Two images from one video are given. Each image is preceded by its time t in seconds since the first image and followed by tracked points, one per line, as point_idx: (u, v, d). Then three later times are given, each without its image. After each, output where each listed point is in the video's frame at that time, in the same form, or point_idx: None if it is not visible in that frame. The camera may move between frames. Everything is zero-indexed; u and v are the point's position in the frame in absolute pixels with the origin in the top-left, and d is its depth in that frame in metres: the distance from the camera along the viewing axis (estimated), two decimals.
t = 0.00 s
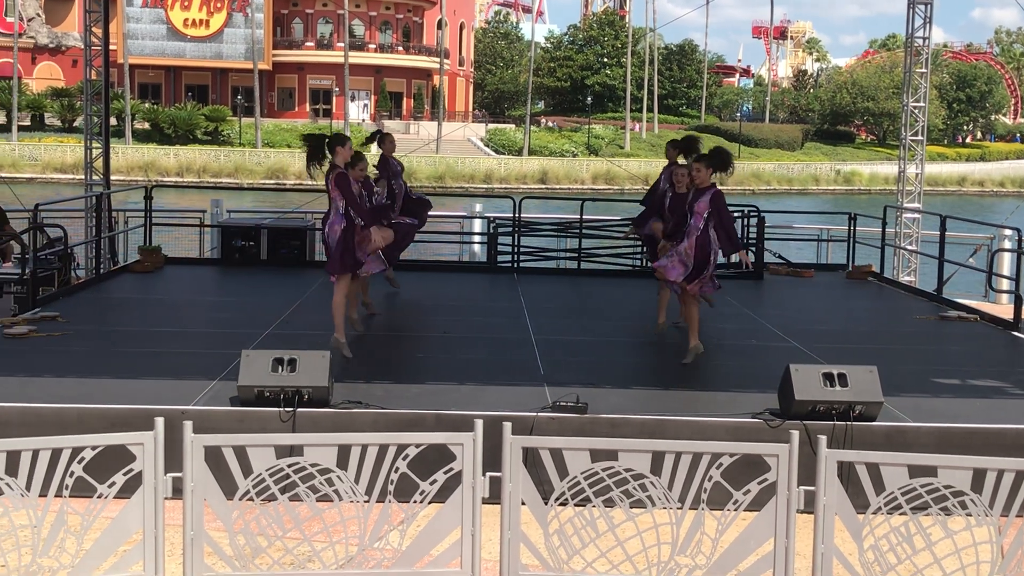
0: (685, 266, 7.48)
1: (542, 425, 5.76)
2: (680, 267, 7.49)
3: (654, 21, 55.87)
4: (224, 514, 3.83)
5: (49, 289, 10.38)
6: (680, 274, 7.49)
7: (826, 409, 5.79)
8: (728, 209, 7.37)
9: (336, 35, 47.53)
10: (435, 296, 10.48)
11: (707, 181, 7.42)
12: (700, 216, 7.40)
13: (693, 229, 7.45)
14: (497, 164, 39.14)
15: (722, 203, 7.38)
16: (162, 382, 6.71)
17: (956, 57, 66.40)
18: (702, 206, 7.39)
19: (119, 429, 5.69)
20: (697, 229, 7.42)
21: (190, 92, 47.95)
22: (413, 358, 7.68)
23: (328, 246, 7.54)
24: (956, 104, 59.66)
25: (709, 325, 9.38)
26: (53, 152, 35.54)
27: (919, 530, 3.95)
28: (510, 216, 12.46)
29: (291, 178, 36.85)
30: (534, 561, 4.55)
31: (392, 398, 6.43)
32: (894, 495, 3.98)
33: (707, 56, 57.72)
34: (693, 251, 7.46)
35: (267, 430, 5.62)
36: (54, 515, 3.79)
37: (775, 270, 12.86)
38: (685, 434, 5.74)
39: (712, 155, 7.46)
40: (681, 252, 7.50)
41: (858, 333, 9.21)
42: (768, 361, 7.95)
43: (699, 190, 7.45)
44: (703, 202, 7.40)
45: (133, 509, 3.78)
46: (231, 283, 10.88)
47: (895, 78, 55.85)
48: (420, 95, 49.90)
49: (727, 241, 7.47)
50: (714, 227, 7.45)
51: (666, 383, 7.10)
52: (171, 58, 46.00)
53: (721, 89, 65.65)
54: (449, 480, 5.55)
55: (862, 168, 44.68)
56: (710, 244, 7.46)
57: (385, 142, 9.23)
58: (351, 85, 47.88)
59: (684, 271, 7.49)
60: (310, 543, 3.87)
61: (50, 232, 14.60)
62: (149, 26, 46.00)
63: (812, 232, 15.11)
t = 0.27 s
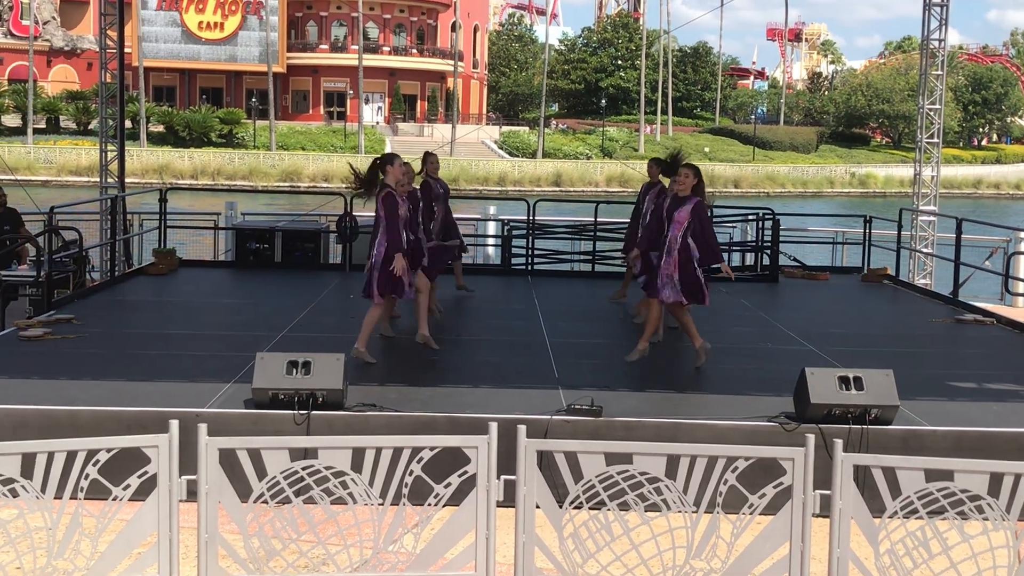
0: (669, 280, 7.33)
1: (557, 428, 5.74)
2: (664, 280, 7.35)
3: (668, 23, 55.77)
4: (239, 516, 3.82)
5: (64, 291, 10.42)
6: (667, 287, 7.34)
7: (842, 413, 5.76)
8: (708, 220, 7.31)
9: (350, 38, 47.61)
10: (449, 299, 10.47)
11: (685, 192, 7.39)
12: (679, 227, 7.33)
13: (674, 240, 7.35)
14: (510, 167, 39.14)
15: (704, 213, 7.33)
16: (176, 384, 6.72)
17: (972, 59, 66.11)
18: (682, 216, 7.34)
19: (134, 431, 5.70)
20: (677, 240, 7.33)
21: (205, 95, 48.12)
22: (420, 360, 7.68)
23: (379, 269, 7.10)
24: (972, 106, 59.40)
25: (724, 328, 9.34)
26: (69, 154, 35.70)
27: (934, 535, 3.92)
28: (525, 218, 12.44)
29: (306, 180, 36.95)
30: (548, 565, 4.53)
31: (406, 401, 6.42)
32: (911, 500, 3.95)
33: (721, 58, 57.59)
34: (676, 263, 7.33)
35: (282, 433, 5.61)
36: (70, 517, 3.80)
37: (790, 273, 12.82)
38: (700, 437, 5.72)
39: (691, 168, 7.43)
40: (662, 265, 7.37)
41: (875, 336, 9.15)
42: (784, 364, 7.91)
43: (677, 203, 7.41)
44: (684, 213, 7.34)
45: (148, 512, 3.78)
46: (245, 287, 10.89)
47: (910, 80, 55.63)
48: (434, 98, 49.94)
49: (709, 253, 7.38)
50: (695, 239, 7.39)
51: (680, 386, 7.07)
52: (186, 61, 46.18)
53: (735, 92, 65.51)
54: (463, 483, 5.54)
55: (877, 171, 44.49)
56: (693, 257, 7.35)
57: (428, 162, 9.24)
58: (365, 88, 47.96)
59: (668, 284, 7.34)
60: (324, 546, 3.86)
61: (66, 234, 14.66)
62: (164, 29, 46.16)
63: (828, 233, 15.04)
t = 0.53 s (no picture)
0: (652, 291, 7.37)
1: (565, 432, 5.73)
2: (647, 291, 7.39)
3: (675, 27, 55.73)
4: (247, 520, 3.82)
5: (72, 296, 10.43)
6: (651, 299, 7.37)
7: (851, 417, 5.72)
8: (689, 229, 7.36)
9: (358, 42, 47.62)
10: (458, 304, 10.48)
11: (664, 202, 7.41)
12: (660, 237, 7.37)
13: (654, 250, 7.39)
14: (518, 171, 39.15)
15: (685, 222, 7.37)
16: (184, 389, 6.73)
17: (980, 63, 65.94)
18: (662, 225, 7.37)
19: (142, 435, 5.71)
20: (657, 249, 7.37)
21: (213, 100, 48.23)
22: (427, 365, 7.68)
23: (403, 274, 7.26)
24: (980, 110, 59.27)
25: (732, 332, 9.33)
26: (77, 159, 35.79)
27: (944, 539, 3.90)
28: (532, 222, 12.43)
29: (313, 184, 36.99)
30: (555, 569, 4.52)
31: (414, 406, 6.42)
32: (920, 504, 3.93)
33: (729, 62, 57.54)
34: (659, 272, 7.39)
35: (289, 437, 5.61)
36: (77, 522, 3.79)
37: (799, 276, 12.80)
38: (709, 442, 5.71)
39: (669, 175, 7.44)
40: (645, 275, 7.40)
41: (883, 340, 9.13)
42: (791, 368, 7.90)
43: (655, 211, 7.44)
44: (665, 222, 7.37)
45: (156, 517, 3.78)
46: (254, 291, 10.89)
47: (918, 84, 55.51)
48: (441, 102, 49.99)
49: (691, 262, 7.43)
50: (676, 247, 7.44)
51: (689, 390, 7.06)
52: (194, 66, 46.27)
53: (743, 95, 65.42)
54: (471, 487, 5.53)
55: (886, 174, 44.39)
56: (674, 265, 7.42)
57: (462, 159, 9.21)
58: (373, 92, 48.01)
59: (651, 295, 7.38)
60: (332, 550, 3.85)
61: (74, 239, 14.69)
62: (172, 34, 46.27)
63: (836, 237, 15.01)
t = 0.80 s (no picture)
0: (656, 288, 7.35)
1: (569, 436, 5.73)
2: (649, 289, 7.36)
3: (678, 30, 55.72)
4: (251, 524, 3.83)
5: (76, 300, 10.46)
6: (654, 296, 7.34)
7: (854, 420, 5.72)
8: (688, 223, 7.37)
9: (361, 46, 47.86)
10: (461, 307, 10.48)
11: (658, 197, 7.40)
12: (660, 233, 7.36)
13: (653, 246, 7.38)
14: (521, 174, 39.18)
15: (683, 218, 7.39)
16: (188, 393, 6.74)
17: (983, 65, 65.92)
18: (660, 220, 7.36)
19: (145, 439, 5.72)
20: (657, 246, 7.36)
21: (216, 103, 48.28)
22: (430, 368, 7.69)
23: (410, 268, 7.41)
24: (982, 112, 59.25)
25: (736, 334, 9.34)
26: (80, 163, 35.82)
27: (948, 543, 3.90)
28: (535, 225, 12.42)
29: (317, 188, 37.00)
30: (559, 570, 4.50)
31: (417, 408, 6.43)
32: (924, 507, 3.91)
33: (731, 65, 57.55)
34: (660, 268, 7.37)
35: (293, 441, 5.62)
36: (81, 525, 3.79)
37: (802, 279, 12.79)
38: (712, 445, 5.71)
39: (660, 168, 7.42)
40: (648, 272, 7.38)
41: (886, 343, 9.12)
42: (794, 371, 7.89)
43: (651, 207, 7.42)
44: (664, 218, 7.37)
45: (160, 521, 3.78)
46: (257, 295, 10.91)
47: (921, 86, 55.50)
48: (444, 105, 50.04)
49: (690, 256, 7.44)
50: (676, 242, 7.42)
51: (692, 393, 7.08)
52: (197, 70, 46.36)
53: (746, 98, 65.44)
54: (475, 491, 5.52)
55: (889, 177, 44.39)
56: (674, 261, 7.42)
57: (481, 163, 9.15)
58: (376, 96, 48.07)
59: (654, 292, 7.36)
60: (335, 554, 3.86)
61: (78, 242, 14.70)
62: (175, 37, 46.31)
63: (839, 239, 14.99)
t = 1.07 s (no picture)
0: (666, 288, 7.34)
1: (570, 436, 5.73)
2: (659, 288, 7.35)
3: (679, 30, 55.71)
4: (252, 525, 3.83)
5: (77, 300, 10.46)
6: (666, 295, 7.33)
7: (856, 420, 5.72)
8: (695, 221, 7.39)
9: (362, 47, 47.81)
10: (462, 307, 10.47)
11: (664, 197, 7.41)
12: (668, 232, 7.37)
13: (661, 246, 7.38)
14: (523, 175, 39.18)
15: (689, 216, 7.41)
16: (190, 393, 6.73)
17: (984, 66, 65.87)
18: (668, 219, 7.37)
19: (146, 439, 5.71)
20: (665, 245, 7.37)
21: (217, 104, 48.30)
22: (430, 369, 7.68)
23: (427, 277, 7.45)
24: (984, 112, 59.19)
25: (737, 335, 9.34)
26: (82, 163, 35.85)
27: (951, 543, 3.89)
28: (537, 226, 12.42)
29: (318, 189, 37.02)
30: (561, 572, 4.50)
31: (418, 409, 6.42)
32: (926, 508, 3.91)
33: (733, 65, 57.54)
34: (668, 269, 7.37)
35: (294, 441, 5.61)
36: (82, 527, 3.79)
37: (803, 279, 12.78)
38: (714, 445, 5.70)
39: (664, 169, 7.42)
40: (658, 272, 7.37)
41: (888, 343, 9.11)
42: (796, 371, 7.89)
43: (657, 206, 7.42)
44: (671, 217, 7.38)
45: (161, 521, 3.78)
46: (259, 296, 10.90)
47: (923, 86, 55.46)
48: (445, 106, 50.06)
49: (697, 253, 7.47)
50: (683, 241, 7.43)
51: (695, 393, 7.07)
52: (198, 70, 46.40)
53: (747, 99, 65.40)
54: (477, 492, 5.52)
55: (890, 177, 44.38)
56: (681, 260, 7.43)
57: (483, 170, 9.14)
58: (377, 96, 48.08)
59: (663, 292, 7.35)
60: (337, 555, 3.85)
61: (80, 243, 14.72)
62: (177, 38, 46.33)
63: (841, 239, 14.98)
